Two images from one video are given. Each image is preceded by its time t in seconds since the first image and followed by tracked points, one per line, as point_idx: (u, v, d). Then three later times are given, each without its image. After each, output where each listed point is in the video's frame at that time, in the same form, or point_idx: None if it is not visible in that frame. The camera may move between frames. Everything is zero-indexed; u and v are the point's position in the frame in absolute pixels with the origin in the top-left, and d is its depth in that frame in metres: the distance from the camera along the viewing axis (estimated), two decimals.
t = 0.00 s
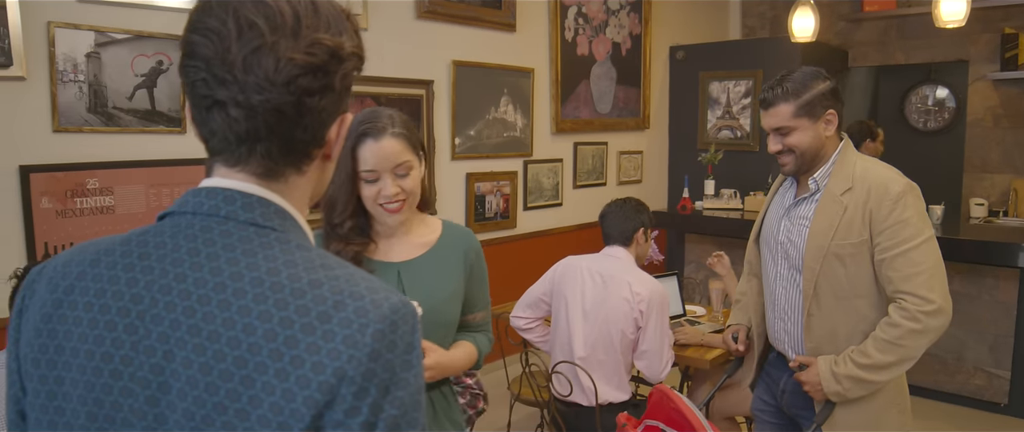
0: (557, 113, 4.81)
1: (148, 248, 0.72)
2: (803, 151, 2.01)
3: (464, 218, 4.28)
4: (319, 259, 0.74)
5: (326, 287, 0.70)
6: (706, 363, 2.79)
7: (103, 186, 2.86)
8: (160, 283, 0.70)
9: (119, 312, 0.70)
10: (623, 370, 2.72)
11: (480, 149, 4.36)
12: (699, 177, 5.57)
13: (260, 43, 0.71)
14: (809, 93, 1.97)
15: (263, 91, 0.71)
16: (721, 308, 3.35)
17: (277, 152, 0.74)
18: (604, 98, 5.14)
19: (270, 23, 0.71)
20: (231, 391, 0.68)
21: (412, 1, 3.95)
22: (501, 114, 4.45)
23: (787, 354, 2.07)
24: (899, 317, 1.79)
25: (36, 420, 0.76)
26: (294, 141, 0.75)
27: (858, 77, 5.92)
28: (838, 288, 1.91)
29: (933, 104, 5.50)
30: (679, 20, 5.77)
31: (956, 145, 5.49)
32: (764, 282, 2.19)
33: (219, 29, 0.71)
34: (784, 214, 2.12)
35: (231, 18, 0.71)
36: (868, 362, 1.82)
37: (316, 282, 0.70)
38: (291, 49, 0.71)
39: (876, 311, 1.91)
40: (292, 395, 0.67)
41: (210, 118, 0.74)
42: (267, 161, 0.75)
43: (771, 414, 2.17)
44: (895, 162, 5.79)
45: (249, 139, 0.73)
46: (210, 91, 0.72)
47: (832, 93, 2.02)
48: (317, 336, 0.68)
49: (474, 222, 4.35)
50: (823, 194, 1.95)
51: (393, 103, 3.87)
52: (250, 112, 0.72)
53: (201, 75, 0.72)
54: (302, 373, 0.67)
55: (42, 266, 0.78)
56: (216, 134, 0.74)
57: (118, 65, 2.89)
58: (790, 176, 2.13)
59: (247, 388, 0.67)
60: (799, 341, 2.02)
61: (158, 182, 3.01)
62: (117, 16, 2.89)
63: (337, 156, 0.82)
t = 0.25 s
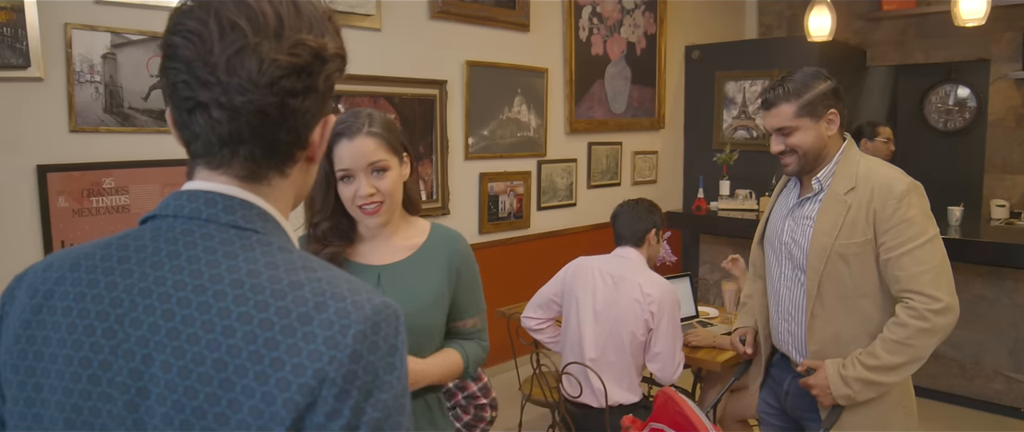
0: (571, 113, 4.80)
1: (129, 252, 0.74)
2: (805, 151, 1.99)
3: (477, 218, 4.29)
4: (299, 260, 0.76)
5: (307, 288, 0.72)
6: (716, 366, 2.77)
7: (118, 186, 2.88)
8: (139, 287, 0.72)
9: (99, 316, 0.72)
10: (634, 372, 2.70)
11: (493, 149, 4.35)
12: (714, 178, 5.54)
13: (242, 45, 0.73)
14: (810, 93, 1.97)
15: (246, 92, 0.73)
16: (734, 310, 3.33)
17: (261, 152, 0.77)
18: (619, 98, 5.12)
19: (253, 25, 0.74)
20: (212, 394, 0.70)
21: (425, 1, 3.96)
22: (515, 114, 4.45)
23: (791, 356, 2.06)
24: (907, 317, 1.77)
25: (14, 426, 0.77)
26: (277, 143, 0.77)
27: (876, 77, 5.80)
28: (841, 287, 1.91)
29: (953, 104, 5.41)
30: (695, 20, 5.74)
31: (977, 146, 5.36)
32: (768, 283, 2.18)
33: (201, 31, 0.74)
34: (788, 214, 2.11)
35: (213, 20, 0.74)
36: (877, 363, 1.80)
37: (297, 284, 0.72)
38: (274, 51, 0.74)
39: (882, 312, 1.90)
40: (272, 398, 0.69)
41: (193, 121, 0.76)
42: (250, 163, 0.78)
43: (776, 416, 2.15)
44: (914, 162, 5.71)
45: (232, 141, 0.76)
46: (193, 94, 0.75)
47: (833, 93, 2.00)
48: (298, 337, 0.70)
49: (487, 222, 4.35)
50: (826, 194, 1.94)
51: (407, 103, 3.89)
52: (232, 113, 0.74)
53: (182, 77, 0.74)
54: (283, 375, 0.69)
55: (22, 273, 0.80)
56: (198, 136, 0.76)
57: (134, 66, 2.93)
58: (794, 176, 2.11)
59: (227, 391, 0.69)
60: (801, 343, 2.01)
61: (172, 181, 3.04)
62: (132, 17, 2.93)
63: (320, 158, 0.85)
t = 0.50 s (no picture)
0: (588, 114, 4.79)
1: (113, 257, 0.75)
2: (809, 150, 1.97)
3: (492, 218, 4.29)
4: (286, 265, 0.77)
5: (293, 293, 0.73)
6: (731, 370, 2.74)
7: (136, 185, 2.93)
8: (124, 292, 0.72)
9: (84, 321, 0.73)
10: (646, 375, 2.69)
11: (509, 149, 4.35)
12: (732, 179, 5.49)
13: (229, 46, 0.74)
14: (814, 92, 1.94)
15: (233, 94, 0.74)
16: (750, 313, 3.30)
17: (249, 154, 0.78)
18: (636, 99, 5.09)
19: (239, 27, 0.75)
20: (197, 400, 0.70)
21: (441, 2, 3.96)
22: (531, 114, 4.44)
23: (794, 357, 2.04)
24: (913, 316, 1.75)
25: None
26: (265, 144, 0.79)
27: (898, 77, 5.65)
28: (843, 286, 1.89)
29: (979, 104, 5.31)
30: (713, 19, 5.69)
31: (1002, 147, 5.26)
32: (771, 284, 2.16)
33: (186, 33, 0.74)
34: (792, 213, 2.10)
35: (198, 22, 0.74)
36: (884, 365, 1.78)
37: (283, 288, 0.73)
38: (262, 52, 0.75)
39: (887, 312, 1.87)
40: (258, 403, 0.69)
41: (179, 123, 0.77)
42: (237, 166, 0.79)
43: (779, 419, 2.13)
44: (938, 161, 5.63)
45: (220, 143, 0.77)
46: (179, 96, 0.75)
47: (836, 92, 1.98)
48: (284, 342, 0.70)
49: (503, 222, 4.35)
50: (829, 193, 1.93)
51: (423, 104, 3.90)
52: (219, 114, 0.75)
53: (167, 79, 0.75)
54: (270, 380, 0.70)
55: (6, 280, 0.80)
56: (185, 138, 0.77)
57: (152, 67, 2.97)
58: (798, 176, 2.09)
59: (214, 396, 0.70)
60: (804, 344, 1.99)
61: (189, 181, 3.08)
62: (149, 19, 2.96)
63: (307, 161, 0.86)
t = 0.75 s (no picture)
0: (605, 114, 4.77)
1: (102, 261, 0.76)
2: (813, 152, 1.94)
3: (509, 219, 4.29)
4: (278, 267, 0.77)
5: (286, 296, 0.73)
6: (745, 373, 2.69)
7: (155, 185, 2.97)
8: (115, 296, 0.73)
9: (74, 326, 0.73)
10: (659, 377, 2.66)
11: (526, 150, 4.34)
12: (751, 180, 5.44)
13: (217, 46, 0.74)
14: (817, 93, 1.92)
15: (222, 93, 0.75)
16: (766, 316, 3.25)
17: (239, 154, 0.79)
18: (654, 99, 5.06)
19: (227, 27, 0.75)
20: (192, 403, 0.70)
21: (458, 2, 3.96)
22: (548, 115, 4.43)
23: (797, 360, 2.01)
24: (919, 317, 1.71)
25: None
26: (256, 145, 0.79)
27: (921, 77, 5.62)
28: (845, 287, 1.85)
29: (1005, 104, 5.16)
30: (733, 18, 5.64)
31: None
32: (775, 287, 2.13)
33: (174, 33, 0.75)
34: (796, 214, 2.07)
35: (187, 22, 0.75)
36: (891, 367, 1.74)
37: (277, 291, 0.73)
38: (251, 52, 0.75)
39: (892, 313, 1.84)
40: (254, 406, 0.70)
41: (168, 124, 0.77)
42: (225, 166, 0.79)
43: (784, 423, 2.11)
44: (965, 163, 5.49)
45: (210, 144, 0.77)
46: (168, 96, 0.75)
47: (841, 93, 1.95)
48: (279, 345, 0.71)
49: (519, 223, 4.35)
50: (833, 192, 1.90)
51: (439, 104, 3.90)
52: (208, 114, 0.75)
53: (156, 79, 0.75)
54: (265, 383, 0.70)
55: None
56: (174, 139, 0.78)
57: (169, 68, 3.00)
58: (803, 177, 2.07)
59: (208, 400, 0.70)
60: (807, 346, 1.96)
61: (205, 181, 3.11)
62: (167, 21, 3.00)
63: (296, 162, 0.86)
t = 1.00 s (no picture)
0: (622, 116, 4.74)
1: (96, 265, 0.74)
2: (818, 155, 1.92)
3: (524, 220, 4.28)
4: (276, 270, 0.76)
5: (287, 300, 0.72)
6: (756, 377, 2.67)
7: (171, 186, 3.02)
8: (111, 302, 0.71)
9: (69, 333, 0.71)
10: (671, 381, 2.64)
11: (541, 151, 4.33)
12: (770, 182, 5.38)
13: (210, 48, 0.74)
14: (822, 95, 1.89)
15: (216, 95, 0.74)
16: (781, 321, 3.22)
17: (232, 157, 0.78)
18: (672, 100, 5.03)
19: (220, 29, 0.75)
20: (196, 409, 0.70)
21: (474, 2, 3.96)
22: (564, 116, 4.42)
23: (800, 364, 1.99)
24: (924, 321, 1.69)
25: None
26: (249, 146, 0.79)
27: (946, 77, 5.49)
28: (850, 290, 1.83)
29: None
30: (753, 18, 5.58)
31: None
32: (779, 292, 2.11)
33: (166, 35, 0.74)
34: (801, 218, 2.04)
35: (178, 25, 0.74)
36: (897, 373, 1.72)
37: (278, 296, 0.72)
38: (244, 55, 0.75)
39: (897, 318, 1.81)
40: (259, 411, 0.69)
41: (160, 127, 0.76)
42: (219, 169, 0.78)
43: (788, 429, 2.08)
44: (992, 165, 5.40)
45: (203, 147, 0.77)
46: (160, 99, 0.75)
47: (846, 96, 1.93)
48: (282, 349, 0.70)
49: (535, 224, 4.34)
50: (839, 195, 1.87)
51: (455, 105, 3.90)
52: (201, 116, 0.75)
53: (148, 82, 0.75)
54: (270, 388, 0.69)
55: None
56: (167, 142, 0.77)
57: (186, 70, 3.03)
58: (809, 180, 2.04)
59: (213, 405, 0.70)
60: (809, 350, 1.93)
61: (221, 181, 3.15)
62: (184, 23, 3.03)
63: (289, 164, 0.85)
